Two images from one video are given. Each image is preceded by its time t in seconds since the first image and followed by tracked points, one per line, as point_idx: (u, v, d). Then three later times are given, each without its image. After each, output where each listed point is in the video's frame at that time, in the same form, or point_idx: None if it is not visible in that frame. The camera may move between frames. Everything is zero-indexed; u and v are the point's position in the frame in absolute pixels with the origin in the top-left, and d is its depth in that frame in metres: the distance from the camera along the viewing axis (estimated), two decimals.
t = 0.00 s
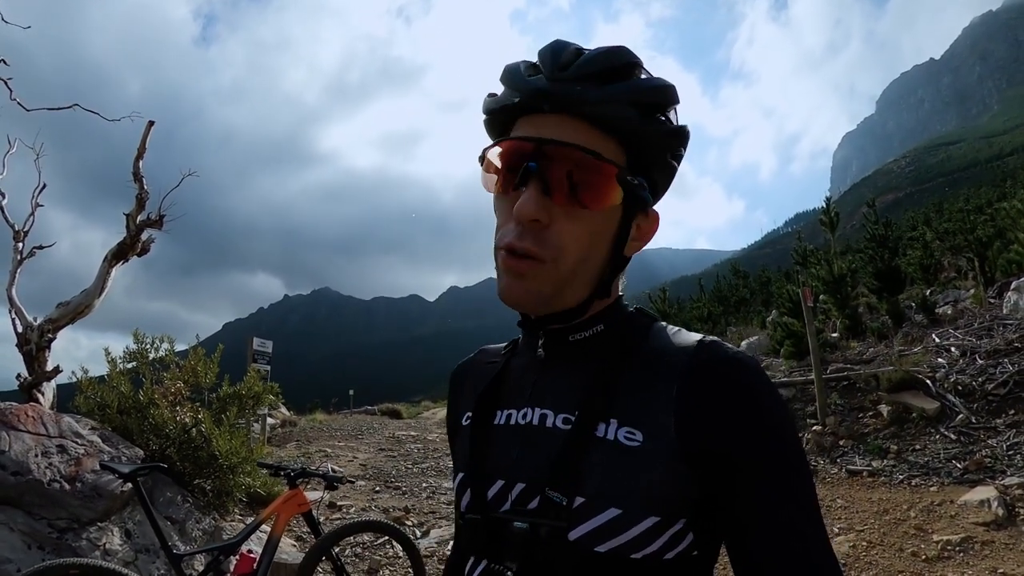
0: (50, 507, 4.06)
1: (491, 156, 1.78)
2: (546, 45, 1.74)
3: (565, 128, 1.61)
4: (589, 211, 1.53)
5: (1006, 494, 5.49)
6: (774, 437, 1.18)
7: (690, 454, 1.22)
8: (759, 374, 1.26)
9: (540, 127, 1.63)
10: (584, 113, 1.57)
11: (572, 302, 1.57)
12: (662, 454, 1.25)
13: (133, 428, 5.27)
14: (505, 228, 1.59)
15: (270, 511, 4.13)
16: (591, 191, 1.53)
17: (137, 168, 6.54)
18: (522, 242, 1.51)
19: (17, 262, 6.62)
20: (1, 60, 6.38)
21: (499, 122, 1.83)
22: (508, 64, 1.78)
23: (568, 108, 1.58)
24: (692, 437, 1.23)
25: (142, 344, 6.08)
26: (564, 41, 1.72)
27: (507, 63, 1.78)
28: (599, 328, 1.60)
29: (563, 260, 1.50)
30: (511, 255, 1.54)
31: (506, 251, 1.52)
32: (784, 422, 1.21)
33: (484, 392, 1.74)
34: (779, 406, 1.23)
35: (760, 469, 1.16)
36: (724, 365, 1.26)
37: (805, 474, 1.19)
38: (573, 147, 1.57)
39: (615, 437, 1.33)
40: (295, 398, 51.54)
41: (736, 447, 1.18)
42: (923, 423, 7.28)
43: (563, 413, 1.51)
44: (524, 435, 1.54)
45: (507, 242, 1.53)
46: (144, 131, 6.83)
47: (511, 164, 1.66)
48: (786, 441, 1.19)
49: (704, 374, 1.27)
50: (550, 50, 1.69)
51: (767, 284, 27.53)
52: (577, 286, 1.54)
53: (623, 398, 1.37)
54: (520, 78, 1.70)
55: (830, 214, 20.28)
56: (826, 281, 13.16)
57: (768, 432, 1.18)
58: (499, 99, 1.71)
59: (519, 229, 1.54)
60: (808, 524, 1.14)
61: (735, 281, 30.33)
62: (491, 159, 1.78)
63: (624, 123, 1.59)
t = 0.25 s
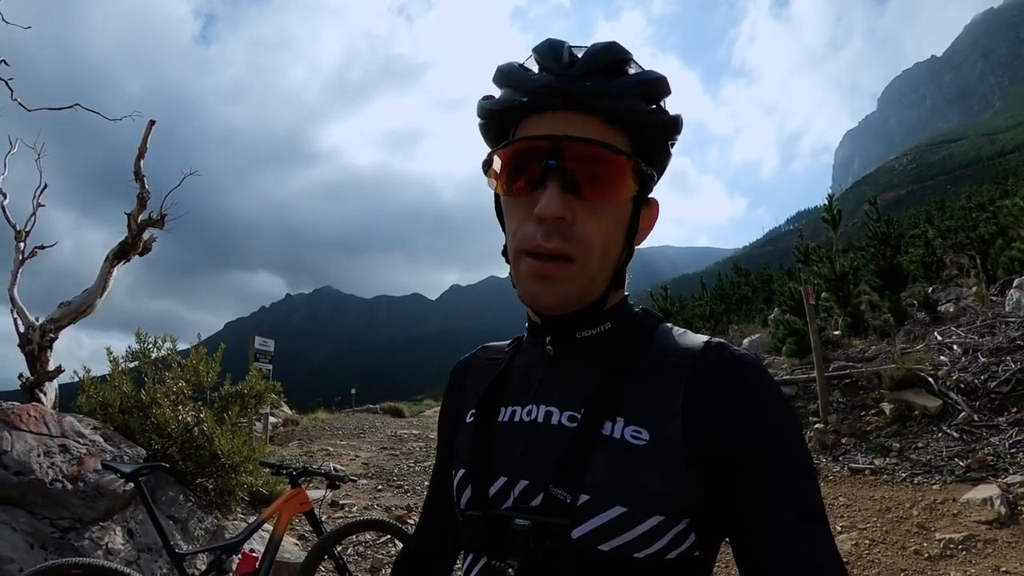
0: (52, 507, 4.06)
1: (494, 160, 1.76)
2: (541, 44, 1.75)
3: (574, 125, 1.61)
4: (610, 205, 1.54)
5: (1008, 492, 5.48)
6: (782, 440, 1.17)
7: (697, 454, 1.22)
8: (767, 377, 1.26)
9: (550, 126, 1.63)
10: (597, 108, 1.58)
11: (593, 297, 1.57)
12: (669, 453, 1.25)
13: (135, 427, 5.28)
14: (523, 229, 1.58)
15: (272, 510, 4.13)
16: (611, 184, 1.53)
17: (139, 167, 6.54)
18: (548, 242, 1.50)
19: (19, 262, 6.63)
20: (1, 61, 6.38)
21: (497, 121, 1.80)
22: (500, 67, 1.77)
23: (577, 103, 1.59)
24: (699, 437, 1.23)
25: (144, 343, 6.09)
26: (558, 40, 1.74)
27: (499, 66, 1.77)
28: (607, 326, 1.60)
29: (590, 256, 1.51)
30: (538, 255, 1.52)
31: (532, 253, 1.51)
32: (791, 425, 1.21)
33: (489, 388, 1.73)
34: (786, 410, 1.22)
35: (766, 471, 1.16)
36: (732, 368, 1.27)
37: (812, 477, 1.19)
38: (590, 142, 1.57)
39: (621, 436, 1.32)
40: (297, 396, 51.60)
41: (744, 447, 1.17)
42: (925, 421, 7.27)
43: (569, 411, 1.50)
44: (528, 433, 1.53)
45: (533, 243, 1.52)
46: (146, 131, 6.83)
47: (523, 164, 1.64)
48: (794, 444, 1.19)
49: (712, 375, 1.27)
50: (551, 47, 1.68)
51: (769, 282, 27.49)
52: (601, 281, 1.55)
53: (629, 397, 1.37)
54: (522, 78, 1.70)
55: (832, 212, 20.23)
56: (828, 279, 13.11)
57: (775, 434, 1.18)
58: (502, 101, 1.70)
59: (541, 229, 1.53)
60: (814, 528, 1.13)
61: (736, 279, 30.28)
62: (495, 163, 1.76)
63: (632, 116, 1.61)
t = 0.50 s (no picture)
0: (57, 506, 4.07)
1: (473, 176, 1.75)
2: (496, 53, 1.76)
3: (547, 123, 1.62)
4: (600, 196, 1.56)
5: (1013, 491, 5.45)
6: (783, 436, 1.16)
7: (699, 448, 1.22)
8: (769, 371, 1.25)
9: (524, 130, 1.64)
10: (569, 104, 1.60)
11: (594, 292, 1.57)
12: (673, 448, 1.24)
13: (139, 427, 5.29)
14: (518, 236, 1.57)
15: (276, 510, 4.13)
16: (600, 175, 1.55)
17: (142, 168, 6.56)
18: (547, 244, 1.50)
19: (23, 262, 6.65)
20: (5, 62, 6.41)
21: (467, 140, 1.80)
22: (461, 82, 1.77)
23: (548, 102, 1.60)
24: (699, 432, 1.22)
25: (147, 343, 6.11)
26: (512, 46, 1.75)
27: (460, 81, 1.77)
28: (608, 321, 1.60)
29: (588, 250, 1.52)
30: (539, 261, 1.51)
31: (534, 259, 1.50)
32: (793, 420, 1.19)
33: (493, 384, 1.74)
34: (789, 405, 1.21)
35: (767, 467, 1.15)
36: (734, 362, 1.26)
37: (814, 472, 1.18)
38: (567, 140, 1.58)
39: (624, 431, 1.32)
40: (301, 396, 51.67)
41: (747, 442, 1.17)
42: (929, 419, 7.24)
43: (572, 407, 1.50)
44: (532, 429, 1.53)
45: (533, 249, 1.51)
46: (149, 132, 6.85)
47: (507, 172, 1.64)
48: (796, 438, 1.18)
49: (713, 370, 1.27)
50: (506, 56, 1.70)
51: (772, 281, 27.40)
52: (601, 273, 1.56)
53: (632, 393, 1.37)
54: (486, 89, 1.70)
55: (836, 210, 20.17)
56: (832, 277, 13.06)
57: (775, 429, 1.17)
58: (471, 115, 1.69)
59: (538, 232, 1.52)
60: (818, 525, 1.12)
61: (740, 277, 30.21)
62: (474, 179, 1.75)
63: (601, 105, 1.63)
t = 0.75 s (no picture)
0: (80, 508, 4.18)
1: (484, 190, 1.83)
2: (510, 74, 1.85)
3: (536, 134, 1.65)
4: (576, 204, 1.54)
5: None
6: (788, 454, 1.17)
7: (706, 464, 1.22)
8: (778, 387, 1.25)
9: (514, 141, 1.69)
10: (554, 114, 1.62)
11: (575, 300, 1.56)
12: (680, 463, 1.25)
13: (161, 430, 5.40)
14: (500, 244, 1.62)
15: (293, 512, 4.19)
16: (572, 183, 1.54)
17: (161, 175, 6.69)
18: (514, 250, 1.53)
19: (47, 269, 6.82)
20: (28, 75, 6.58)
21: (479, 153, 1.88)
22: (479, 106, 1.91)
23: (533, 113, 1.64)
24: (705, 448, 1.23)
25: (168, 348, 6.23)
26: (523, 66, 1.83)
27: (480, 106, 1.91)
28: (616, 333, 1.60)
29: (558, 255, 1.51)
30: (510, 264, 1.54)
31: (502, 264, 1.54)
32: (799, 437, 1.19)
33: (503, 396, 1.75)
34: (797, 422, 1.22)
35: (774, 484, 1.15)
36: (742, 377, 1.26)
37: (821, 489, 1.18)
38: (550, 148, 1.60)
39: (632, 446, 1.33)
40: (321, 397, 52.18)
41: (756, 457, 1.17)
42: (950, 418, 7.11)
43: (581, 420, 1.51)
44: (541, 442, 1.54)
45: (503, 254, 1.55)
46: (167, 139, 6.98)
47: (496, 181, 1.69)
48: (803, 456, 1.18)
49: (721, 385, 1.27)
50: (510, 69, 1.74)
51: (792, 277, 27.04)
52: (577, 281, 1.53)
53: (641, 408, 1.37)
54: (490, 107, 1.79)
55: (855, 205, 19.86)
56: (851, 273, 12.86)
57: (781, 446, 1.17)
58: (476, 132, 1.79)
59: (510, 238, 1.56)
60: (827, 543, 1.13)
61: (759, 274, 29.88)
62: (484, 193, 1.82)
63: (594, 113, 1.62)
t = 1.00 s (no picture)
0: (80, 508, 4.18)
1: (495, 174, 1.73)
2: (544, 55, 1.75)
3: (586, 138, 1.61)
4: (625, 222, 1.57)
5: None
6: (780, 457, 1.17)
7: (695, 467, 1.22)
8: (767, 388, 1.25)
9: (561, 139, 1.63)
10: (614, 124, 1.60)
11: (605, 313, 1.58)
12: (668, 468, 1.24)
13: (161, 430, 5.41)
14: (537, 246, 1.57)
15: (293, 511, 4.20)
16: (627, 202, 1.56)
17: (161, 175, 6.69)
18: (567, 260, 1.50)
19: (46, 269, 6.82)
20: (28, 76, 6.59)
21: (503, 135, 1.77)
22: (503, 75, 1.74)
23: (592, 117, 1.59)
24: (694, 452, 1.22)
25: (169, 348, 6.24)
26: (563, 51, 1.74)
27: (501, 75, 1.75)
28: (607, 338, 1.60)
29: (606, 272, 1.53)
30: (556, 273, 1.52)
31: (550, 272, 1.51)
32: (790, 439, 1.19)
33: (493, 401, 1.74)
34: (788, 424, 1.21)
35: (765, 487, 1.15)
36: (732, 380, 1.25)
37: (812, 490, 1.18)
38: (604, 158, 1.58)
39: (621, 451, 1.32)
40: (322, 398, 52.20)
41: (748, 461, 1.17)
42: (951, 419, 7.10)
43: (570, 425, 1.50)
44: (530, 446, 1.53)
45: (551, 261, 1.51)
46: (166, 139, 6.98)
47: (537, 179, 1.61)
48: (795, 458, 1.18)
49: (709, 388, 1.26)
50: (560, 63, 1.68)
51: (793, 277, 27.03)
52: (614, 296, 1.57)
53: (630, 411, 1.36)
54: (529, 89, 1.67)
55: (856, 205, 19.82)
56: (853, 273, 12.84)
57: (774, 450, 1.17)
58: (511, 113, 1.66)
59: (559, 246, 1.53)
60: (820, 547, 1.13)
61: (760, 274, 29.84)
62: (495, 177, 1.72)
63: (644, 129, 1.64)
